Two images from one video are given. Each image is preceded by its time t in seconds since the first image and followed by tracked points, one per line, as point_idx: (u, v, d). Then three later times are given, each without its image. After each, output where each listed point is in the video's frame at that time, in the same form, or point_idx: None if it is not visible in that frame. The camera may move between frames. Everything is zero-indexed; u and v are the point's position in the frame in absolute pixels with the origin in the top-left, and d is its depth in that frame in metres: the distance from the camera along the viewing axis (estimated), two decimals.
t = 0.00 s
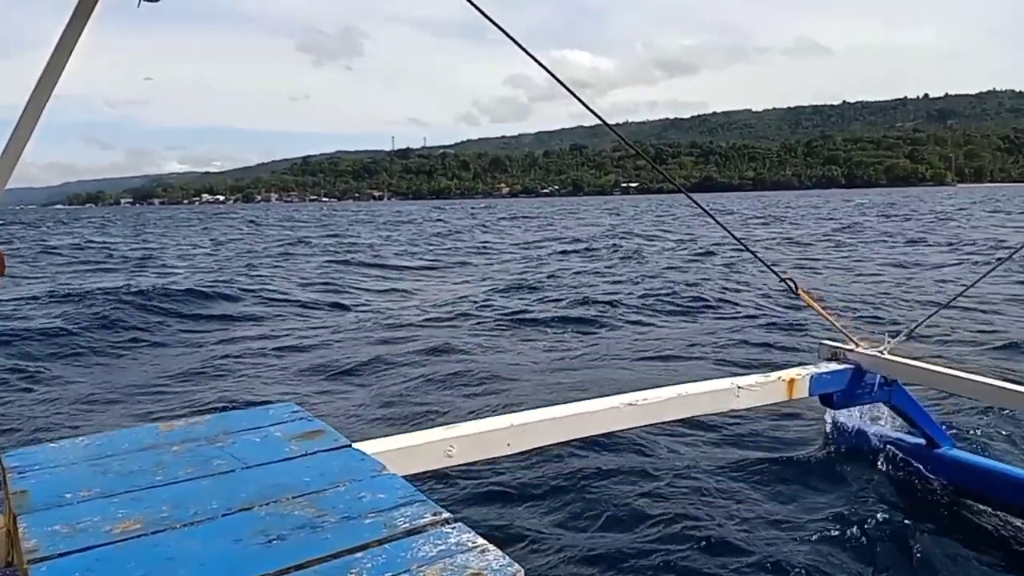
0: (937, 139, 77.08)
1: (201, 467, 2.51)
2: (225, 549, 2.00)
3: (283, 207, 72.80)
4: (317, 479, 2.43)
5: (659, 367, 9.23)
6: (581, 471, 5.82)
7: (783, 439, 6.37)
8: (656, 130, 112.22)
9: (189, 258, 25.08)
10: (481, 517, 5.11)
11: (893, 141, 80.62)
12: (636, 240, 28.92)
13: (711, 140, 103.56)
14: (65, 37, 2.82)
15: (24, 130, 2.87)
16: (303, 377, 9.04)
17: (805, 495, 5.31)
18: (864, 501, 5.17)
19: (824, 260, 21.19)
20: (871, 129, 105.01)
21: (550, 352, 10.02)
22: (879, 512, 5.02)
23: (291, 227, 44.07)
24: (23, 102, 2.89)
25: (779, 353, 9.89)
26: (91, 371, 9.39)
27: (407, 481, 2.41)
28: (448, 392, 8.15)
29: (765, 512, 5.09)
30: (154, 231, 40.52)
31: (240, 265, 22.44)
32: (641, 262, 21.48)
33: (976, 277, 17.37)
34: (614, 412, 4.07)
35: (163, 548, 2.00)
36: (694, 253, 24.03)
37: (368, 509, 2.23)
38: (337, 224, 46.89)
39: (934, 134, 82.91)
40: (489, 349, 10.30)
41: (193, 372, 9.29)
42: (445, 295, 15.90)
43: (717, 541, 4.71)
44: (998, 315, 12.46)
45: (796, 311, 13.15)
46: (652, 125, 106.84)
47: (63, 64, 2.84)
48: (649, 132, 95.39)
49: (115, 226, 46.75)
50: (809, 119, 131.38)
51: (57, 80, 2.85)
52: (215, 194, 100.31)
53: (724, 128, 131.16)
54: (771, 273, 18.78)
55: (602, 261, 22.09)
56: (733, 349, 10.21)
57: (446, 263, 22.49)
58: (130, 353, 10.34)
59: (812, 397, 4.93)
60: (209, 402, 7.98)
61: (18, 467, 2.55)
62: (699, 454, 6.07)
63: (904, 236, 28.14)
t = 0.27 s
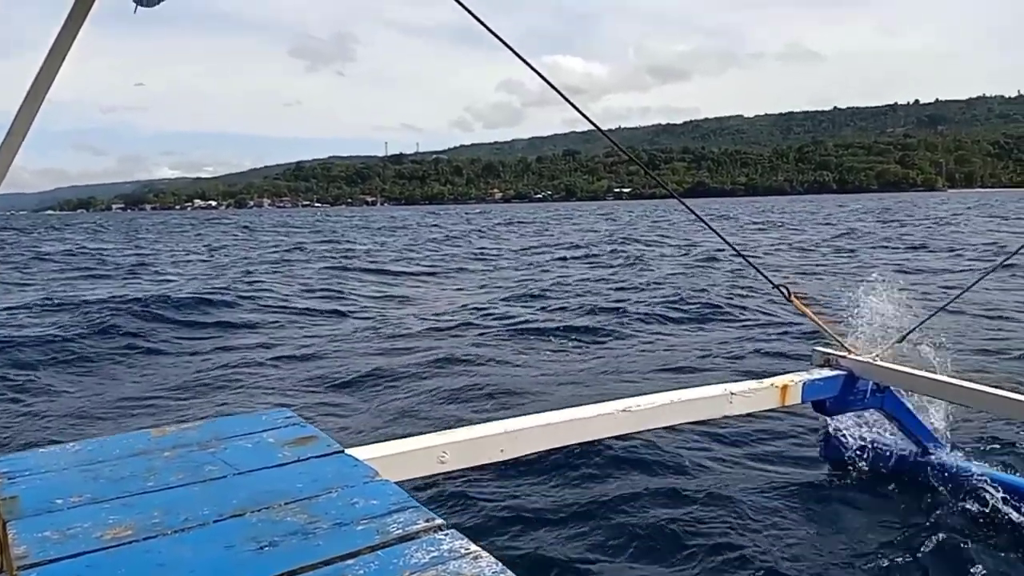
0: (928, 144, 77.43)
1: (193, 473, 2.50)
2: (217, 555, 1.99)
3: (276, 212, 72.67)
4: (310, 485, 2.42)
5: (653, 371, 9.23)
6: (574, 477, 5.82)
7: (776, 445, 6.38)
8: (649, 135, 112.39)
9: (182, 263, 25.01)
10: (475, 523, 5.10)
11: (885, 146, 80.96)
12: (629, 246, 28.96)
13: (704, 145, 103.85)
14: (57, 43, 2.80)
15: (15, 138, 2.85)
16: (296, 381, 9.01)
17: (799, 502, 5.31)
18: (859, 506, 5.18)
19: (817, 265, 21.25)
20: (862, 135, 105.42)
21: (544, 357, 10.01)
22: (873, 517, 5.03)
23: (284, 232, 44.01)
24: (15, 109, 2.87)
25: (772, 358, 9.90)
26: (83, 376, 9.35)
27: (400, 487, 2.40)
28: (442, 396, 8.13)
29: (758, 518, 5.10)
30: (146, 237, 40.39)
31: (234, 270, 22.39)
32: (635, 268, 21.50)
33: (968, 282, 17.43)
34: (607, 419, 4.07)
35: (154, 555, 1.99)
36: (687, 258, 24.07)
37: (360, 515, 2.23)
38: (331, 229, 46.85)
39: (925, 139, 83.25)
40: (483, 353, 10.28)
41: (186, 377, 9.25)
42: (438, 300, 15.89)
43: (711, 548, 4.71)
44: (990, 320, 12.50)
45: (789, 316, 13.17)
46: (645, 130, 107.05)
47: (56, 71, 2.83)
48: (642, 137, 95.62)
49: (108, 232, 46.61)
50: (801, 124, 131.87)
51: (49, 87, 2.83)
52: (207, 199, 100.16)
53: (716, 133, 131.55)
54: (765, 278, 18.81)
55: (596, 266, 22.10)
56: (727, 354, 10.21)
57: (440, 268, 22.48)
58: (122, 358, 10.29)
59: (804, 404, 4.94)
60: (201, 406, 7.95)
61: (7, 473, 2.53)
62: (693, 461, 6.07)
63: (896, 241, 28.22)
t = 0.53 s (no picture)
0: (925, 143, 77.54)
1: (190, 474, 2.50)
2: (214, 556, 1.99)
3: (273, 213, 72.59)
4: (307, 486, 2.42)
5: (650, 372, 9.23)
6: (571, 477, 5.82)
7: (772, 445, 6.39)
8: (646, 135, 112.41)
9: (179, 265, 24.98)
10: (472, 524, 5.11)
11: (882, 146, 81.09)
12: (627, 246, 28.99)
13: (701, 145, 103.99)
14: (54, 47, 2.80)
15: (11, 141, 2.85)
16: (294, 381, 9.01)
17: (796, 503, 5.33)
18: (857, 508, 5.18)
19: (814, 265, 21.30)
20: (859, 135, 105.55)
21: (541, 358, 10.02)
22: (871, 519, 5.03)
23: (281, 233, 43.96)
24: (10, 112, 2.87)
25: (769, 358, 9.91)
26: (81, 377, 9.34)
27: (398, 489, 2.40)
28: (439, 396, 8.13)
29: (755, 518, 5.10)
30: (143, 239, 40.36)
31: (231, 271, 22.38)
32: (632, 268, 21.50)
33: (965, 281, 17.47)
34: (606, 420, 4.07)
35: (150, 556, 1.99)
36: (684, 258, 24.09)
37: (358, 516, 2.23)
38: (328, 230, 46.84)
39: (922, 139, 83.40)
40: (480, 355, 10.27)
41: (183, 378, 9.25)
42: (436, 301, 15.89)
43: (709, 547, 4.72)
44: (986, 320, 12.52)
45: (786, 317, 13.19)
46: (642, 131, 107.16)
47: (51, 74, 2.83)
48: (639, 136, 95.78)
49: (104, 233, 46.47)
50: (798, 125, 132.21)
51: (44, 91, 2.83)
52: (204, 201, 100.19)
53: (713, 134, 131.73)
54: (762, 278, 18.83)
55: (593, 267, 22.10)
56: (724, 355, 10.23)
57: (437, 269, 22.48)
58: (119, 360, 10.28)
59: (802, 406, 4.94)
60: (199, 407, 7.95)
61: (3, 474, 2.53)
62: (690, 461, 6.08)
63: (893, 242, 28.27)
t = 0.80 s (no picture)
0: (928, 137, 77.37)
1: (193, 472, 2.51)
2: (217, 553, 2.00)
3: (275, 210, 72.60)
4: (310, 484, 2.43)
5: (653, 370, 9.24)
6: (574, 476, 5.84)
7: (775, 443, 6.41)
8: (647, 131, 112.33)
9: (182, 263, 25.00)
10: (476, 523, 5.13)
11: (884, 140, 80.90)
12: (629, 243, 29.00)
13: (703, 141, 103.81)
14: (54, 50, 2.81)
15: (11, 145, 2.85)
16: (297, 380, 9.04)
17: (799, 502, 5.34)
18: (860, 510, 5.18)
19: (817, 261, 21.28)
20: (862, 129, 105.35)
21: (544, 356, 10.04)
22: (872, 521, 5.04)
23: (284, 231, 43.98)
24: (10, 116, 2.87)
25: (771, 356, 9.93)
26: (85, 376, 9.36)
27: (401, 486, 2.40)
28: (442, 396, 8.15)
29: (757, 517, 5.12)
30: (146, 237, 40.39)
31: (234, 270, 22.42)
32: (635, 265, 21.50)
33: (967, 276, 17.46)
34: (609, 418, 4.08)
35: (153, 553, 2.00)
36: (687, 255, 24.07)
37: (361, 514, 2.23)
38: (330, 227, 46.85)
39: (925, 133, 83.21)
40: (484, 353, 10.29)
41: (186, 377, 9.27)
42: (439, 298, 15.91)
43: (712, 547, 4.74)
44: (990, 316, 12.51)
45: (789, 314, 13.19)
46: (644, 126, 106.96)
47: (51, 78, 2.83)
48: (641, 132, 95.67)
49: (108, 231, 46.54)
50: (800, 120, 131.96)
51: (44, 95, 2.84)
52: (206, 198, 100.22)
53: (715, 129, 131.50)
54: (764, 275, 18.83)
55: (596, 264, 22.10)
56: (727, 352, 10.23)
57: (440, 266, 22.49)
58: (123, 359, 10.31)
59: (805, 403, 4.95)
60: (203, 406, 7.98)
61: (7, 472, 2.53)
62: (693, 460, 6.09)
63: (895, 237, 28.23)
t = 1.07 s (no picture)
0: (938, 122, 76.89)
1: (204, 462, 2.52)
2: (227, 543, 2.02)
3: (283, 200, 72.65)
4: (320, 474, 2.44)
5: (662, 360, 9.24)
6: (583, 466, 5.85)
7: (784, 433, 6.40)
8: (655, 117, 111.93)
9: (191, 253, 25.07)
10: (485, 513, 5.14)
11: (894, 126, 80.45)
12: (638, 231, 28.96)
13: (711, 127, 103.39)
14: (62, 45, 2.81)
15: (20, 139, 2.87)
16: (306, 372, 9.07)
17: (808, 490, 5.34)
18: (869, 499, 5.18)
19: (826, 250, 21.21)
20: (871, 115, 104.71)
21: (552, 347, 10.06)
22: (883, 509, 5.04)
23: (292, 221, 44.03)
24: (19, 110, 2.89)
25: (780, 346, 9.92)
26: (95, 368, 9.41)
27: (410, 476, 2.42)
28: (450, 387, 8.17)
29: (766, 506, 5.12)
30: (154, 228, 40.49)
31: (243, 260, 22.49)
32: (643, 254, 21.46)
33: (978, 264, 17.39)
34: (617, 408, 4.08)
35: (165, 543, 2.02)
36: (695, 243, 24.03)
37: (370, 504, 2.25)
38: (338, 217, 46.86)
39: (935, 118, 82.69)
40: (492, 344, 10.31)
41: (196, 368, 9.32)
42: (447, 288, 15.92)
43: (720, 535, 4.74)
44: (1000, 304, 12.47)
45: (797, 303, 13.17)
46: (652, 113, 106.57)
47: (59, 73, 2.84)
48: (649, 119, 95.30)
49: (117, 222, 46.66)
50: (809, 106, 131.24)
51: (52, 90, 2.85)
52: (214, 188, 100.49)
53: (724, 116, 130.92)
54: (773, 263, 18.79)
55: (604, 253, 22.07)
56: (735, 342, 10.23)
57: (448, 256, 22.49)
58: (134, 350, 10.36)
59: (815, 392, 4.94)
60: (214, 397, 8.02)
61: (21, 463, 2.56)
62: (702, 449, 6.10)
63: (905, 224, 28.10)
